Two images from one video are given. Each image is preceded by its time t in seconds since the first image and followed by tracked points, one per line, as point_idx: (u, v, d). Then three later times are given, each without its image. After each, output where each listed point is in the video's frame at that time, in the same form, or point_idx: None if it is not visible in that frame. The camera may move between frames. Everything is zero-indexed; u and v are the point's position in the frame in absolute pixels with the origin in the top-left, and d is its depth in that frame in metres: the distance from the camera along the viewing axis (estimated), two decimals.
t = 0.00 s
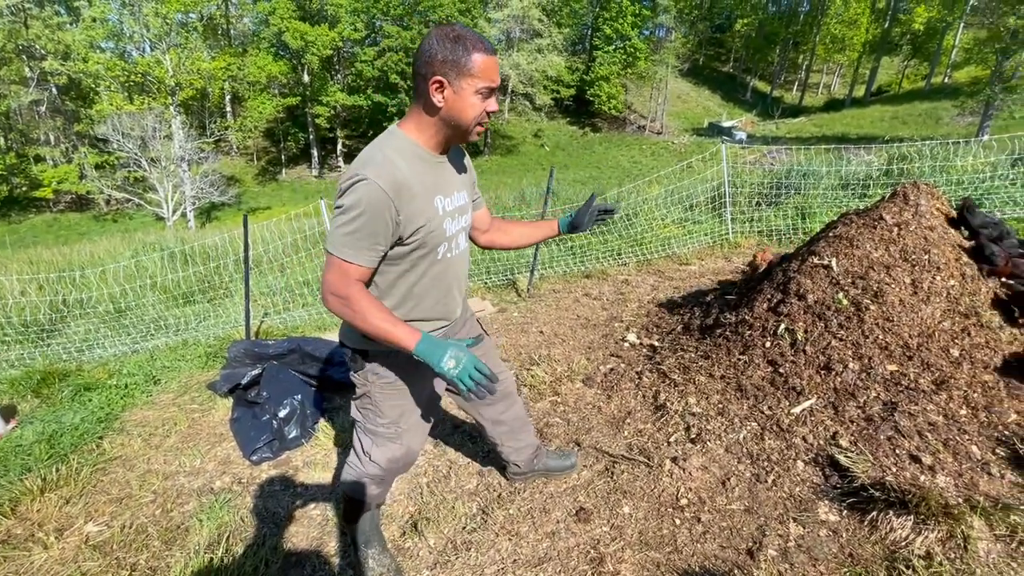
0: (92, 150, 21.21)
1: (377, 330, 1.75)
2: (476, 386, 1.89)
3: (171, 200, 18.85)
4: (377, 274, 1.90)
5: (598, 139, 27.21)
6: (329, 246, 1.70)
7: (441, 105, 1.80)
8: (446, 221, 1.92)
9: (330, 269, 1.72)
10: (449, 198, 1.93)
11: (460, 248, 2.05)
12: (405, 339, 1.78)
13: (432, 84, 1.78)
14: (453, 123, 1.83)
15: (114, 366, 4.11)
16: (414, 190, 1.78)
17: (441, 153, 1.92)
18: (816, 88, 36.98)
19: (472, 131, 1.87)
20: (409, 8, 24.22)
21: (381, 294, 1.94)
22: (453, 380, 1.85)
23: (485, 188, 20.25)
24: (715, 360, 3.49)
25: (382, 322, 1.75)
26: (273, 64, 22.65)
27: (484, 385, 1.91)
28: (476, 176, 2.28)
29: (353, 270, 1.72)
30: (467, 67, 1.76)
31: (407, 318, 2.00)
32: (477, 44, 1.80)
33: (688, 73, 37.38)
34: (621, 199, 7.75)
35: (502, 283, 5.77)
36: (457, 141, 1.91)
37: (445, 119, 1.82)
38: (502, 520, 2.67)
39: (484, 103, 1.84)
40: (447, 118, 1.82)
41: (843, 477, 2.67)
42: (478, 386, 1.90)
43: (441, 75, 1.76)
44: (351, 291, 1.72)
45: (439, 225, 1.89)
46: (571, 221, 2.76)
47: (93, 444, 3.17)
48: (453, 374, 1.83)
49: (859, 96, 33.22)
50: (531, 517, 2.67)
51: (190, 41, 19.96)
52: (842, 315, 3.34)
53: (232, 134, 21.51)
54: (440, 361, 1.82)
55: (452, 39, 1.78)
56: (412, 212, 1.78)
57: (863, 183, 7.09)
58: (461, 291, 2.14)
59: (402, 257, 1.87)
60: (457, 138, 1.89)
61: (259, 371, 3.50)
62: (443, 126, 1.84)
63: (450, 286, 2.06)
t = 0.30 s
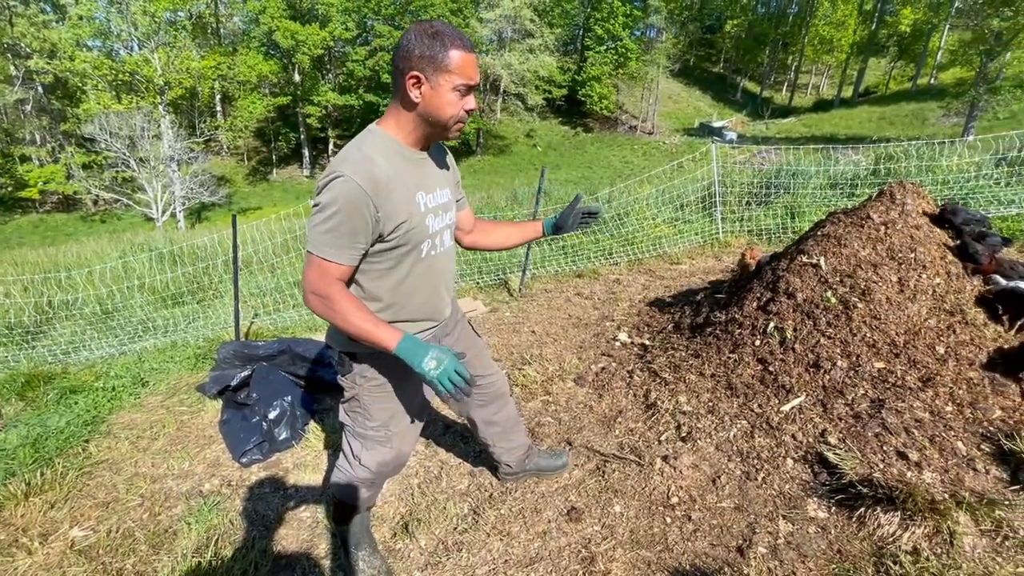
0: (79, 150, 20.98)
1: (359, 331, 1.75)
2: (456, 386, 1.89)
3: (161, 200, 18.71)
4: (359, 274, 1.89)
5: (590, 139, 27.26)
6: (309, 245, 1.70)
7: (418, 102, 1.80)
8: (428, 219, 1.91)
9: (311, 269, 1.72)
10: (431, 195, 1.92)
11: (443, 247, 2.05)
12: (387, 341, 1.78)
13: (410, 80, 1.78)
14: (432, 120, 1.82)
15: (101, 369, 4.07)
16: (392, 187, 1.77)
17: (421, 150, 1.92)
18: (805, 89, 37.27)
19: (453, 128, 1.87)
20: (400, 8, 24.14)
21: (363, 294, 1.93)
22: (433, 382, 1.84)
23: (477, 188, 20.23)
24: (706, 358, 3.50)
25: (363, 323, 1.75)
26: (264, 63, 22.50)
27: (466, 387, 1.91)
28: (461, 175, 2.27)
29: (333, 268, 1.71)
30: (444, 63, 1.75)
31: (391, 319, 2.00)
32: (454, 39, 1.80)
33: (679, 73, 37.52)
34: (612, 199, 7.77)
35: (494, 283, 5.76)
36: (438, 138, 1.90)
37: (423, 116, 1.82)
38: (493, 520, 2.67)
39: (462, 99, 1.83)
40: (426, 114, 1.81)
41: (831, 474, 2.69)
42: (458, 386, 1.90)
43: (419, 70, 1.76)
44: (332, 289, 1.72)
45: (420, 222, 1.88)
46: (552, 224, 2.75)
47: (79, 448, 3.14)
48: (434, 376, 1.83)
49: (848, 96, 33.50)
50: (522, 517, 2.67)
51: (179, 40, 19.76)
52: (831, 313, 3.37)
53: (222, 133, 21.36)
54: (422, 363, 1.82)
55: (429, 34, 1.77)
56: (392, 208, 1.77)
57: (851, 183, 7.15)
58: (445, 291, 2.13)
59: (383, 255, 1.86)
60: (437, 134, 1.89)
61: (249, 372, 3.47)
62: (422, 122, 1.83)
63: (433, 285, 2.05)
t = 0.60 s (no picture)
0: (66, 149, 20.72)
1: (344, 336, 1.74)
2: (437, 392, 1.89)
3: (149, 200, 18.56)
4: (345, 274, 1.88)
5: (582, 138, 27.29)
6: (292, 248, 1.68)
7: (402, 99, 1.79)
8: (413, 218, 1.90)
9: (295, 271, 1.70)
10: (416, 194, 1.91)
11: (429, 247, 2.04)
12: (371, 347, 1.78)
13: (391, 76, 1.77)
14: (415, 117, 1.81)
15: (87, 371, 4.03)
16: (376, 186, 1.76)
17: (405, 148, 1.91)
18: (795, 89, 37.56)
19: (437, 126, 1.86)
20: (392, 8, 24.04)
21: (348, 295, 1.92)
22: (418, 392, 1.84)
23: (469, 188, 20.19)
24: (697, 357, 3.51)
25: (348, 329, 1.74)
26: (254, 63, 22.32)
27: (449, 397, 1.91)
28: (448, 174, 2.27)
29: (318, 270, 1.70)
30: (427, 59, 1.74)
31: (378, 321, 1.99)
32: (436, 36, 1.79)
33: (670, 73, 37.66)
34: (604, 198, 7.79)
35: (486, 283, 5.75)
36: (422, 135, 1.89)
37: (406, 113, 1.81)
38: (485, 520, 2.66)
39: (446, 95, 1.82)
40: (409, 111, 1.80)
41: (821, 471, 2.71)
42: (441, 389, 1.90)
43: (401, 68, 1.75)
44: (316, 294, 1.71)
45: (405, 222, 1.87)
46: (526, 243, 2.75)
47: (64, 452, 3.10)
48: (419, 383, 1.83)
49: (837, 96, 33.79)
50: (514, 518, 2.66)
51: (168, 39, 19.53)
52: (820, 311, 3.39)
53: (212, 133, 21.19)
54: (407, 371, 1.81)
55: (410, 31, 1.77)
56: (375, 208, 1.76)
57: (840, 182, 7.20)
58: (432, 293, 2.13)
59: (367, 255, 1.84)
60: (421, 131, 1.87)
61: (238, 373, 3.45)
62: (406, 120, 1.82)
63: (419, 287, 2.04)
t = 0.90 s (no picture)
0: (53, 149, 20.48)
1: (368, 325, 1.75)
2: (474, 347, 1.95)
3: (139, 200, 18.42)
4: (352, 271, 1.87)
5: (574, 138, 27.32)
6: (297, 254, 1.67)
7: (381, 93, 1.77)
8: (406, 213, 1.89)
9: (303, 275, 1.68)
10: (407, 189, 1.90)
11: (423, 244, 2.03)
12: (403, 327, 1.80)
13: (371, 70, 1.76)
14: (394, 110, 1.79)
15: (76, 374, 3.97)
16: (367, 181, 1.74)
17: (390, 144, 1.89)
18: (786, 89, 37.82)
19: (417, 124, 1.82)
20: (384, 7, 23.98)
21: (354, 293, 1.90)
22: (460, 348, 1.91)
23: (462, 187, 20.16)
24: (691, 356, 3.52)
25: (375, 317, 1.75)
26: (244, 62, 22.14)
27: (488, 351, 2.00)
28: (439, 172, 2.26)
29: (326, 270, 1.68)
30: (406, 50, 1.72)
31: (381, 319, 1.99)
32: (413, 27, 1.77)
33: (662, 73, 37.75)
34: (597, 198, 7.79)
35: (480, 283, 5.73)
36: (406, 133, 1.87)
37: (386, 106, 1.78)
38: (479, 521, 2.65)
39: (427, 89, 1.79)
40: (388, 105, 1.78)
41: (814, 469, 2.72)
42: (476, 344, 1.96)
43: (379, 60, 1.73)
44: (333, 294, 1.70)
45: (399, 216, 1.86)
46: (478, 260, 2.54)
47: (52, 456, 3.05)
48: (460, 340, 1.89)
49: (827, 96, 34.05)
50: (509, 519, 2.65)
51: (157, 37, 19.31)
52: (812, 309, 3.40)
53: (202, 133, 21.05)
54: (447, 334, 1.87)
55: (389, 26, 1.76)
56: (369, 202, 1.75)
57: (831, 181, 7.25)
58: (427, 285, 2.12)
59: (368, 251, 1.84)
60: (404, 127, 1.85)
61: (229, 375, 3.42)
62: (386, 114, 1.80)
63: (418, 280, 2.04)
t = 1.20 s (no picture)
0: (43, 148, 20.29)
1: (377, 296, 1.70)
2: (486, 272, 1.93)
3: (130, 200, 18.30)
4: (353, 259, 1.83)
5: (569, 137, 27.33)
6: (298, 251, 1.64)
7: (381, 90, 1.77)
8: (404, 213, 1.89)
9: (305, 271, 1.65)
10: (406, 189, 1.90)
11: (419, 245, 2.03)
12: (411, 285, 1.75)
13: (375, 69, 1.76)
14: (389, 111, 1.77)
15: (66, 376, 3.93)
16: (366, 177, 1.73)
17: (389, 145, 1.89)
18: (779, 88, 38.01)
19: (409, 130, 1.81)
20: (377, 6, 23.91)
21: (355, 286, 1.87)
22: (472, 271, 1.88)
23: (456, 186, 20.12)
24: (686, 355, 3.52)
25: (380, 286, 1.69)
26: (237, 61, 21.94)
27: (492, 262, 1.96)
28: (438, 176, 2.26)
29: (328, 264, 1.65)
30: (412, 56, 1.71)
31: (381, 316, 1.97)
32: (424, 36, 1.76)
33: (656, 72, 37.81)
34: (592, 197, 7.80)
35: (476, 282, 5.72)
36: (404, 139, 1.87)
37: (384, 107, 1.78)
38: (476, 522, 2.64)
39: (424, 99, 1.78)
40: (386, 104, 1.77)
41: (809, 467, 2.72)
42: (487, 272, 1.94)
43: (384, 59, 1.74)
44: (337, 281, 1.65)
45: (397, 214, 1.85)
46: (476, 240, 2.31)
47: (43, 459, 3.02)
48: (469, 266, 1.86)
49: (820, 96, 34.23)
50: (505, 519, 2.64)
51: (147, 36, 19.11)
52: (807, 308, 3.41)
53: (194, 132, 20.91)
54: (453, 266, 1.83)
55: (405, 31, 1.76)
56: (368, 198, 1.74)
57: (824, 180, 7.28)
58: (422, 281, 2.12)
59: (367, 245, 1.81)
60: (400, 136, 1.85)
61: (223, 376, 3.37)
62: (382, 113, 1.79)
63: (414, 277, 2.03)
